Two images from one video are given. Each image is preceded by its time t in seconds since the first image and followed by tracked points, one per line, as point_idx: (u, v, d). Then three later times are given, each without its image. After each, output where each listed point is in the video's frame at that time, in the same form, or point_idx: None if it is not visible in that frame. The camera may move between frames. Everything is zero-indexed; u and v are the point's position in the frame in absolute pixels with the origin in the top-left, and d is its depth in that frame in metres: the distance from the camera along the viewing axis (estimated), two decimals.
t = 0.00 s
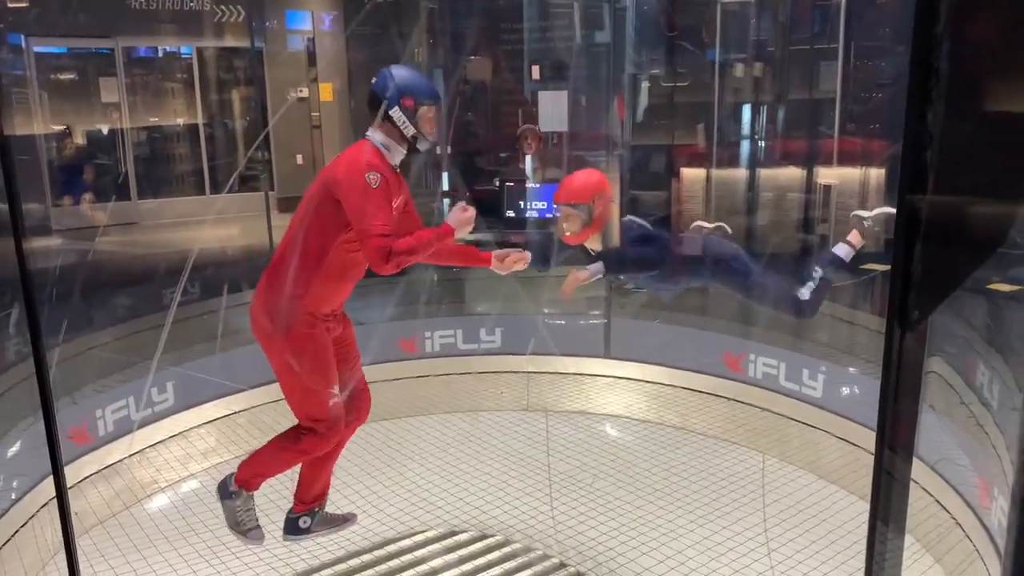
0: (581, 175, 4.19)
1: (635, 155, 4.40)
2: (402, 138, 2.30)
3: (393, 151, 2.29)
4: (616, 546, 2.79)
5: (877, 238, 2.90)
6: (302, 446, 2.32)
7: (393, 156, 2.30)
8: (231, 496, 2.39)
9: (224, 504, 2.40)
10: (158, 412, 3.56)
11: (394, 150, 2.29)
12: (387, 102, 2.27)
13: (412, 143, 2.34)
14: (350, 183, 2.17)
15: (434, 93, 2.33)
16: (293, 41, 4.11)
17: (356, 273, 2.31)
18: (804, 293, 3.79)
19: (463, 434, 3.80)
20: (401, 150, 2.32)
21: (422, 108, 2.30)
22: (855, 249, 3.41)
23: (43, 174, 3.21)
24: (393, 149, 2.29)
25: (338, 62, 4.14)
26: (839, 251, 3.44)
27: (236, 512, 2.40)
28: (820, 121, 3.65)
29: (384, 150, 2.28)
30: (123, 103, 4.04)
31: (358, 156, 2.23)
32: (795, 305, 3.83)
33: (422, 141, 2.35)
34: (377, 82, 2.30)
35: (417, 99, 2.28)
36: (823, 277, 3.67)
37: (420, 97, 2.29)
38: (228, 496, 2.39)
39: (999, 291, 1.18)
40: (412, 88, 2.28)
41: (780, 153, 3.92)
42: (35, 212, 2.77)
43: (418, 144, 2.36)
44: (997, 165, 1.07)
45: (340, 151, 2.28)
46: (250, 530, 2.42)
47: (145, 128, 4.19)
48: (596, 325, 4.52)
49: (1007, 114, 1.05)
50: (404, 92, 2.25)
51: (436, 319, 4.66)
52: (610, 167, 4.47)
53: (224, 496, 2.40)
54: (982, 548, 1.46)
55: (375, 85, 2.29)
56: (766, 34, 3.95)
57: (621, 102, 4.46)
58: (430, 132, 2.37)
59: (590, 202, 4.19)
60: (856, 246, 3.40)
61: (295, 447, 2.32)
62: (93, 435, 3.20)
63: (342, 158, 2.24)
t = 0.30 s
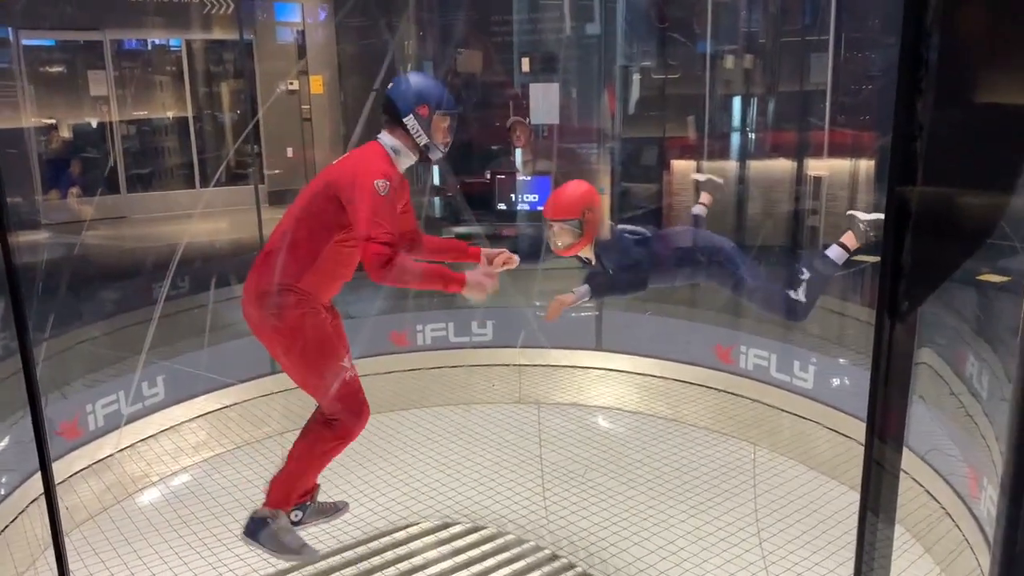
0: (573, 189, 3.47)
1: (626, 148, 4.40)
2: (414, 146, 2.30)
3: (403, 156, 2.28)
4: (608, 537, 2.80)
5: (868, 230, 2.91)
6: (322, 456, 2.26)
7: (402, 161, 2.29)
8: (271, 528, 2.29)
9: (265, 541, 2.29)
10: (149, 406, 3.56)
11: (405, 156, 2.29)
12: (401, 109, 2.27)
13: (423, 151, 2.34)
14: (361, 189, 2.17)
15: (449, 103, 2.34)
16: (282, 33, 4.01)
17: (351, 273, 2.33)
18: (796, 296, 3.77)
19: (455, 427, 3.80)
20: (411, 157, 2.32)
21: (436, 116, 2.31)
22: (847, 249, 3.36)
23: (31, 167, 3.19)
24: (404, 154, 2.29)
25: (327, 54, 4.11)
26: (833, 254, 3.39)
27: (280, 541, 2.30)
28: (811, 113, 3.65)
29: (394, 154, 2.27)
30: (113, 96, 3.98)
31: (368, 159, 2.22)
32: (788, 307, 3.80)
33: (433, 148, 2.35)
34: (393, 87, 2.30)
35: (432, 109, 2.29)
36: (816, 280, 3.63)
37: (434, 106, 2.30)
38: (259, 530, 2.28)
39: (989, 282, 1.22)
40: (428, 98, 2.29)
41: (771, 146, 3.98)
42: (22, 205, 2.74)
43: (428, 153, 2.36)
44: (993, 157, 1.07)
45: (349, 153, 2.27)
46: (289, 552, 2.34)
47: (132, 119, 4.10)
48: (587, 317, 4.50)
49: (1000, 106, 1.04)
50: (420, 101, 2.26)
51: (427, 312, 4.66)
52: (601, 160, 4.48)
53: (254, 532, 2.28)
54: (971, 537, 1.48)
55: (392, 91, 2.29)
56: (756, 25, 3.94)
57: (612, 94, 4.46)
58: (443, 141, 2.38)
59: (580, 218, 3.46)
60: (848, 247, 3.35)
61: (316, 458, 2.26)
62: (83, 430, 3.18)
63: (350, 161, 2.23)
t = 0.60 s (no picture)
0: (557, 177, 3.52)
1: (620, 141, 4.39)
2: (417, 154, 2.22)
3: (407, 165, 2.20)
4: (603, 531, 2.80)
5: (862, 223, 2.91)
6: (350, 479, 2.17)
7: (407, 169, 2.20)
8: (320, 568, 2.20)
9: None
10: (143, 401, 3.57)
11: (411, 166, 2.20)
12: (405, 116, 2.18)
13: (426, 159, 2.26)
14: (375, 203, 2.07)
15: (451, 108, 2.25)
16: (275, 27, 3.99)
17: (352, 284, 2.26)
18: (774, 302, 3.83)
19: (450, 420, 3.80)
20: (415, 166, 2.23)
21: (439, 123, 2.23)
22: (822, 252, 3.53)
23: (24, 163, 3.16)
24: (408, 162, 2.20)
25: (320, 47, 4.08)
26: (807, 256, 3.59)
27: None
28: (805, 105, 3.65)
29: (400, 164, 2.18)
30: (105, 90, 3.97)
31: (388, 176, 2.10)
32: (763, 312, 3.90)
33: (435, 157, 2.27)
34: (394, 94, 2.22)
35: (436, 117, 2.22)
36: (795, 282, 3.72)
37: (436, 112, 2.22)
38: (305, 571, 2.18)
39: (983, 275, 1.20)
40: (432, 105, 2.22)
41: (765, 138, 3.92)
42: (13, 200, 2.71)
43: (432, 160, 2.28)
44: (988, 149, 1.07)
45: (361, 165, 2.14)
46: None
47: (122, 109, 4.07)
48: (583, 310, 4.52)
49: (994, 97, 1.04)
50: (421, 108, 2.18)
51: (421, 306, 4.65)
52: (595, 152, 4.45)
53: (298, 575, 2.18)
54: (965, 528, 1.49)
55: (394, 97, 2.20)
56: (751, 17, 3.93)
57: (606, 87, 4.46)
58: (447, 148, 2.29)
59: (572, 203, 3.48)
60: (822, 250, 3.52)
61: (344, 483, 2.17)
62: (78, 425, 3.17)
63: (366, 176, 2.10)
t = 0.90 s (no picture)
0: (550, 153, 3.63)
1: (618, 135, 4.38)
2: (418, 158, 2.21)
3: (408, 168, 2.19)
4: (601, 524, 2.81)
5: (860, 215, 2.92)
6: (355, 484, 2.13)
7: (408, 171, 2.19)
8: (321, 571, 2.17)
9: None
10: (141, 397, 3.55)
11: (412, 169, 2.19)
12: (406, 118, 2.17)
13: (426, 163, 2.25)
14: (376, 203, 2.06)
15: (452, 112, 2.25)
16: (271, 21, 4.06)
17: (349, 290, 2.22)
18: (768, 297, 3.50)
19: (449, 413, 3.81)
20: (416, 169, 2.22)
21: (441, 128, 2.23)
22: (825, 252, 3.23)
23: (21, 158, 3.15)
24: (409, 165, 2.18)
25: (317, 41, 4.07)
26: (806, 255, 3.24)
27: None
28: (803, 98, 3.64)
29: (400, 167, 2.17)
30: (101, 85, 3.93)
31: (387, 175, 2.09)
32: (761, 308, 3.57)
33: (435, 162, 2.27)
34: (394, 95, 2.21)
35: (436, 120, 2.22)
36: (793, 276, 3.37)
37: (437, 116, 2.22)
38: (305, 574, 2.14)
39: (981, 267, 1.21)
40: (433, 107, 2.21)
41: (762, 131, 3.93)
42: (9, 196, 2.70)
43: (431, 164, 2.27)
44: (981, 139, 1.08)
45: (358, 166, 2.12)
46: None
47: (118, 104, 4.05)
48: (582, 303, 4.57)
49: (990, 90, 1.04)
50: (422, 111, 2.18)
51: (420, 301, 4.65)
52: (592, 146, 4.44)
53: None
54: (962, 519, 1.49)
55: (395, 99, 2.19)
56: (748, 10, 3.91)
57: (602, 81, 4.43)
58: (446, 153, 2.29)
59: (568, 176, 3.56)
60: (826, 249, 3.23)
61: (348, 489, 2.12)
62: (76, 420, 3.17)
63: (365, 176, 2.08)
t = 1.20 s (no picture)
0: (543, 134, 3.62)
1: (617, 128, 4.38)
2: (376, 123, 2.09)
3: (365, 134, 2.09)
4: (601, 515, 2.82)
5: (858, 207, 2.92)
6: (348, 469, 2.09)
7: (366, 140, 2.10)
8: (317, 562, 2.13)
9: None
10: (141, 390, 3.57)
11: (370, 136, 2.09)
12: (362, 83, 2.05)
13: (386, 129, 2.14)
14: (342, 180, 2.00)
15: (412, 72, 2.14)
16: (270, 15, 3.86)
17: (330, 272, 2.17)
18: (741, 306, 3.75)
19: (449, 406, 3.83)
20: (373, 135, 2.11)
21: (399, 90, 2.09)
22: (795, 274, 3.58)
23: (19, 153, 3.14)
24: (366, 133, 2.09)
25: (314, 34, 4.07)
26: (778, 273, 3.55)
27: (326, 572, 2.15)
28: (800, 90, 3.65)
29: (357, 137, 2.08)
30: (98, 79, 4.08)
31: (346, 148, 2.03)
32: (729, 314, 3.79)
33: (395, 128, 2.14)
34: (352, 58, 2.07)
35: (395, 82, 2.07)
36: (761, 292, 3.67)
37: (395, 78, 2.08)
38: (302, 567, 2.12)
39: (980, 257, 1.27)
40: (389, 67, 2.06)
41: (760, 123, 3.93)
42: (8, 191, 2.70)
43: (392, 130, 2.15)
44: (975, 130, 1.09)
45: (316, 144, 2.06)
46: None
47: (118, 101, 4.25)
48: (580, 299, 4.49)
49: (981, 82, 1.06)
50: (380, 71, 2.05)
51: (418, 295, 4.66)
52: (592, 139, 4.40)
53: (298, 573, 2.12)
54: (960, 510, 1.50)
55: (349, 63, 2.07)
56: (746, 2, 3.90)
57: (601, 74, 4.44)
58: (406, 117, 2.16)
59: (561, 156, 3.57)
60: (796, 271, 3.59)
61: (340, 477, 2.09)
62: (76, 414, 3.18)
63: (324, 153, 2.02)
